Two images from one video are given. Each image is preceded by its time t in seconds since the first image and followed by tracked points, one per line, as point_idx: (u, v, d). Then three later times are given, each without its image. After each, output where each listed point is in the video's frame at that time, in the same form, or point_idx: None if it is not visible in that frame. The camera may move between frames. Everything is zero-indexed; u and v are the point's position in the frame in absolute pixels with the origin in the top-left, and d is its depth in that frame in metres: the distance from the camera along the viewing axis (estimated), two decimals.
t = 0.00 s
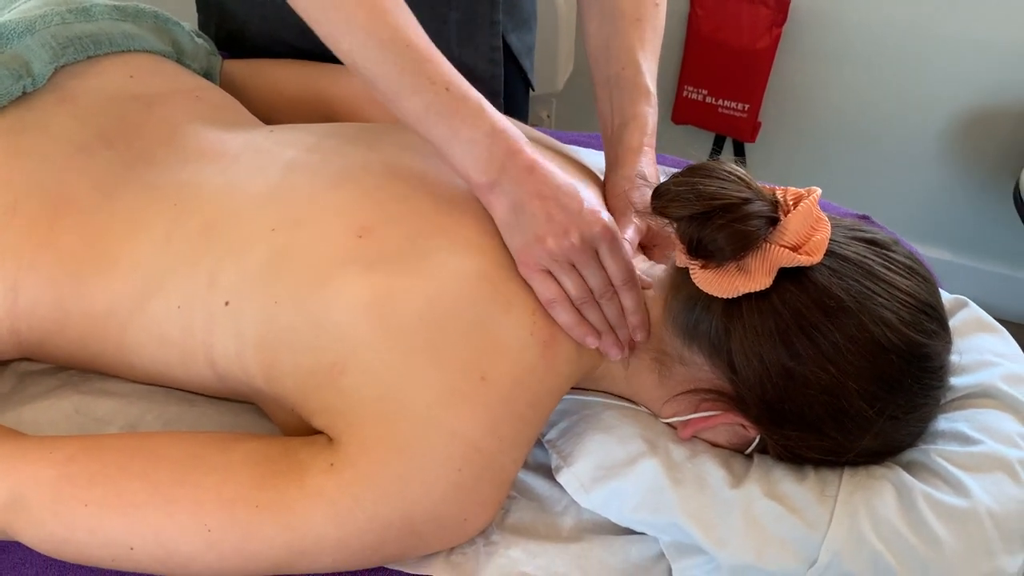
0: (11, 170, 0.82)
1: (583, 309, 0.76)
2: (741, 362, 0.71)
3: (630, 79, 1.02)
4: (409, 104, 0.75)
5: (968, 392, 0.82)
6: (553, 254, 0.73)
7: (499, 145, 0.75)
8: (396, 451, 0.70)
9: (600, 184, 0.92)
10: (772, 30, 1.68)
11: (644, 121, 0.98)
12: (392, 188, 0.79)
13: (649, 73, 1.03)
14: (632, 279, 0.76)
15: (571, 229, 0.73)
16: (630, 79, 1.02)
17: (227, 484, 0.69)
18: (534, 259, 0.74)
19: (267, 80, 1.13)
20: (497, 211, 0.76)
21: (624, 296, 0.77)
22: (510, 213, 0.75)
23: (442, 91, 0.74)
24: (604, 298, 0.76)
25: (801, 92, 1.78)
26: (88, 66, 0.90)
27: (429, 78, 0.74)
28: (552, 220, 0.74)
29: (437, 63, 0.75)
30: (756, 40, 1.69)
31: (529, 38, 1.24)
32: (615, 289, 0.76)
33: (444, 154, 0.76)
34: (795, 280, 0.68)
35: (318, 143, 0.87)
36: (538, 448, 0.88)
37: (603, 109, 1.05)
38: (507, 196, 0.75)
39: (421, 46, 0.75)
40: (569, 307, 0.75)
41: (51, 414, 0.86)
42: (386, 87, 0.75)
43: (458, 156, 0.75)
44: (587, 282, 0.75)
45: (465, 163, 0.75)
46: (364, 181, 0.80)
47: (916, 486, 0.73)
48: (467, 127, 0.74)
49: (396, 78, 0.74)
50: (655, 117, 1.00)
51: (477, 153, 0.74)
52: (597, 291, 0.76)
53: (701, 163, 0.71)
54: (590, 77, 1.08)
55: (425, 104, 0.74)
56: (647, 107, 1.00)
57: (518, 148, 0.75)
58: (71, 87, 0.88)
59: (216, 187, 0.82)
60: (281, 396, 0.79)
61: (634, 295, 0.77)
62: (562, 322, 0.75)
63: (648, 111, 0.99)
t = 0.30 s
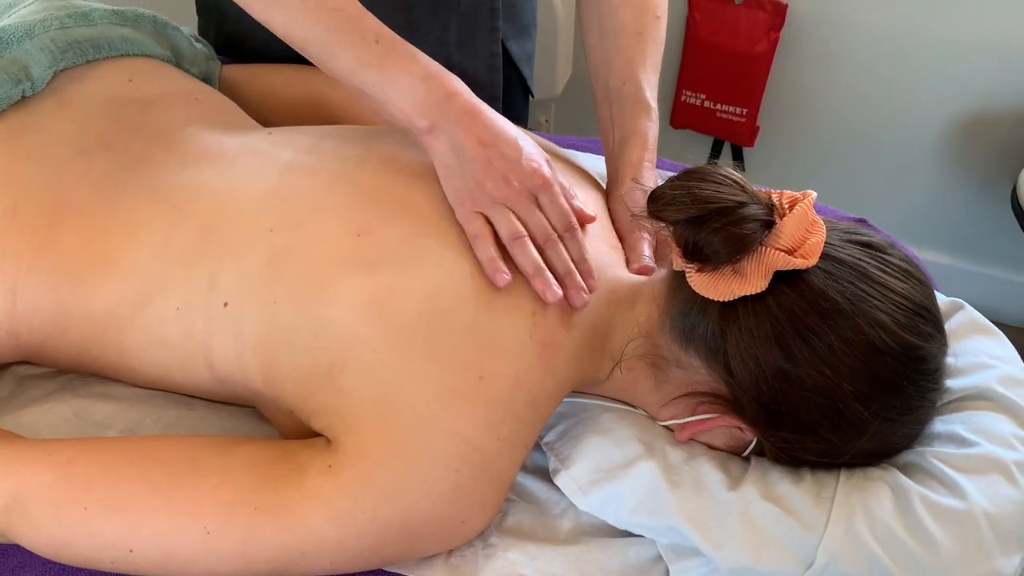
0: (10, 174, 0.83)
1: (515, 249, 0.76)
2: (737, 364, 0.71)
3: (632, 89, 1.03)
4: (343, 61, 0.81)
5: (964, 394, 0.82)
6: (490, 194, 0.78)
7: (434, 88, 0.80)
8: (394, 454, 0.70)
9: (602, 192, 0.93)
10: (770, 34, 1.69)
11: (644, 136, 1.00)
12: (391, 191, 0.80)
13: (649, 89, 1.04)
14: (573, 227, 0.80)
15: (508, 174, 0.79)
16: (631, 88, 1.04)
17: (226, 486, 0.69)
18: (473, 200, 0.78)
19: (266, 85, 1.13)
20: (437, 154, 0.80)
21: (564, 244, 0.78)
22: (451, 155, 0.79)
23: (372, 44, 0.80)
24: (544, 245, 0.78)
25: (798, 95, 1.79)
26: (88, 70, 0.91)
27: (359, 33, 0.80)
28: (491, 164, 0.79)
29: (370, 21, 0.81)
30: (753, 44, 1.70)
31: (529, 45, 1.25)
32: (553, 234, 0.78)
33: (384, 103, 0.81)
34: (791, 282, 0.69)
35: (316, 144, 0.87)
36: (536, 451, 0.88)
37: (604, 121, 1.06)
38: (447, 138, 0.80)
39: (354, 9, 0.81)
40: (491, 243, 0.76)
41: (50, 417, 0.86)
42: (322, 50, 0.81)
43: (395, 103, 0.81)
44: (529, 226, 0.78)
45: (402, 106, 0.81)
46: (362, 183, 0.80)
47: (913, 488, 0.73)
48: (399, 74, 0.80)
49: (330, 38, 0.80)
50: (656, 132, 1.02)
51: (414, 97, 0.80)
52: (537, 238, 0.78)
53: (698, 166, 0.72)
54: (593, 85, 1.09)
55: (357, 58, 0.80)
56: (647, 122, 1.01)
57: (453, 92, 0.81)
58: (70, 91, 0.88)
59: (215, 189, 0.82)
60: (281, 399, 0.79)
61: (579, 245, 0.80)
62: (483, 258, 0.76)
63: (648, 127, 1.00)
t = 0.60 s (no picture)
0: (8, 175, 0.83)
1: (505, 241, 0.77)
2: (733, 361, 0.71)
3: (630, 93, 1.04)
4: (365, 41, 0.83)
5: (961, 391, 0.83)
6: (499, 184, 0.80)
7: (456, 69, 0.82)
8: (393, 453, 0.70)
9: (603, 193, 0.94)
10: (767, 36, 1.69)
11: (645, 143, 1.00)
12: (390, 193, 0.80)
13: (649, 97, 1.04)
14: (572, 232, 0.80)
15: (521, 170, 0.81)
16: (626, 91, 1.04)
17: (224, 486, 0.69)
18: (482, 184, 0.80)
19: (264, 86, 1.13)
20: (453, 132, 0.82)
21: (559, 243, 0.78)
22: (469, 136, 0.82)
23: (394, 25, 0.82)
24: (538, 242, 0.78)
25: (795, 97, 1.79)
26: (86, 72, 0.91)
27: (381, 14, 0.82)
28: (507, 156, 0.81)
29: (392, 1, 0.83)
30: (751, 46, 1.70)
31: (526, 50, 1.25)
32: (548, 233, 0.78)
33: (405, 83, 0.83)
34: (786, 279, 0.69)
35: (315, 144, 0.88)
36: (534, 450, 0.88)
37: (603, 124, 1.07)
38: (467, 120, 0.82)
39: None
40: (464, 226, 0.77)
41: (48, 418, 0.86)
42: (341, 29, 0.83)
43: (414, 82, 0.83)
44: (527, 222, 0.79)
45: (422, 86, 0.83)
46: (361, 183, 0.81)
47: (910, 485, 0.73)
48: (421, 53, 0.82)
49: (350, 19, 0.82)
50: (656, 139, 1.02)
51: (436, 77, 0.82)
52: (533, 237, 0.79)
53: (695, 165, 0.73)
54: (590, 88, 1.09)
55: (380, 39, 0.82)
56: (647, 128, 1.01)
57: (475, 74, 0.83)
58: (67, 92, 0.88)
59: (214, 189, 0.82)
60: (279, 399, 0.79)
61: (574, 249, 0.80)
62: (448, 236, 0.77)
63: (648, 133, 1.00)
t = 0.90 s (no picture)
0: None
1: (526, 282, 0.76)
2: (723, 364, 0.71)
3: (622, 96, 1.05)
4: (412, 58, 0.79)
5: (951, 394, 0.83)
6: (533, 223, 0.78)
7: (503, 101, 0.80)
8: (384, 458, 0.70)
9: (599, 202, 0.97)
10: (761, 40, 1.70)
11: (644, 142, 1.02)
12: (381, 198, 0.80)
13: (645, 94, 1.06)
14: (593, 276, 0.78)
15: (557, 210, 0.79)
16: (622, 95, 1.04)
17: (215, 491, 0.69)
18: (516, 219, 0.78)
19: (257, 91, 1.13)
20: (492, 164, 0.80)
21: (577, 290, 0.77)
22: (508, 170, 0.79)
23: (445, 47, 0.79)
24: (557, 284, 0.77)
25: (788, 101, 1.80)
26: (77, 78, 0.91)
27: (434, 33, 0.78)
28: (545, 195, 0.79)
29: (444, 24, 0.79)
30: (744, 50, 1.71)
31: (519, 54, 1.26)
32: (569, 278, 0.76)
33: (448, 107, 0.80)
34: (776, 282, 0.69)
35: (307, 149, 0.88)
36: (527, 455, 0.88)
37: (598, 127, 1.07)
38: (508, 154, 0.80)
39: (426, 7, 0.79)
40: (490, 261, 0.75)
41: (40, 424, 0.85)
42: (388, 43, 0.78)
43: (459, 108, 0.80)
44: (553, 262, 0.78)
45: (467, 115, 0.80)
46: (353, 188, 0.81)
47: (900, 487, 0.73)
48: (471, 80, 0.79)
49: (400, 35, 0.78)
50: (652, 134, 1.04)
51: (482, 105, 0.79)
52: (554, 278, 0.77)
53: (684, 168, 0.73)
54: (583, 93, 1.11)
55: (428, 59, 0.78)
56: (644, 125, 1.03)
57: (521, 108, 0.80)
58: (59, 98, 0.88)
59: (206, 194, 0.82)
60: (271, 404, 0.79)
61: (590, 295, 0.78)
62: (472, 269, 0.75)
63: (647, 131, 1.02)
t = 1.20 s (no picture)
0: None
1: (541, 314, 0.74)
2: (718, 364, 0.71)
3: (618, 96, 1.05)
4: (448, 70, 0.75)
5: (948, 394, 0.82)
6: (554, 252, 0.76)
7: (537, 123, 0.75)
8: (378, 459, 0.70)
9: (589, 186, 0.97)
10: (757, 41, 1.70)
11: (628, 119, 1.03)
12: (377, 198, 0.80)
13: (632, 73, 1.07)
14: (603, 309, 0.78)
15: (580, 240, 0.76)
16: (612, 88, 1.05)
17: (207, 492, 0.69)
18: (538, 246, 0.76)
19: (251, 91, 1.13)
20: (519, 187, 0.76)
21: (586, 323, 0.76)
22: (535, 196, 0.76)
23: (484, 62, 0.75)
24: (569, 316, 0.75)
25: (785, 103, 1.80)
26: (70, 77, 0.90)
27: (473, 46, 0.74)
28: (571, 224, 0.76)
29: (484, 39, 0.75)
30: (740, 51, 1.71)
31: (515, 53, 1.26)
32: (582, 312, 0.75)
33: (479, 124, 0.76)
34: (770, 281, 0.69)
35: (301, 149, 0.87)
36: (521, 456, 0.88)
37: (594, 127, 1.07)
38: (536, 178, 0.76)
39: (467, 18, 0.75)
40: (508, 291, 0.74)
41: (31, 425, 0.85)
42: (425, 51, 0.75)
43: (490, 127, 0.76)
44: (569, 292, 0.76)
45: (499, 134, 0.75)
46: (348, 188, 0.81)
47: (896, 487, 0.73)
48: (508, 100, 0.75)
49: (439, 44, 0.74)
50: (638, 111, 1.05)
51: (515, 126, 0.75)
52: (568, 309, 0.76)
53: (678, 167, 0.72)
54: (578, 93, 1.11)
55: (464, 71, 0.74)
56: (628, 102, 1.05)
57: (555, 132, 0.76)
58: (52, 98, 0.88)
59: (199, 194, 0.82)
60: (265, 405, 0.78)
61: (596, 328, 0.77)
62: (489, 298, 0.74)
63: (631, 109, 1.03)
